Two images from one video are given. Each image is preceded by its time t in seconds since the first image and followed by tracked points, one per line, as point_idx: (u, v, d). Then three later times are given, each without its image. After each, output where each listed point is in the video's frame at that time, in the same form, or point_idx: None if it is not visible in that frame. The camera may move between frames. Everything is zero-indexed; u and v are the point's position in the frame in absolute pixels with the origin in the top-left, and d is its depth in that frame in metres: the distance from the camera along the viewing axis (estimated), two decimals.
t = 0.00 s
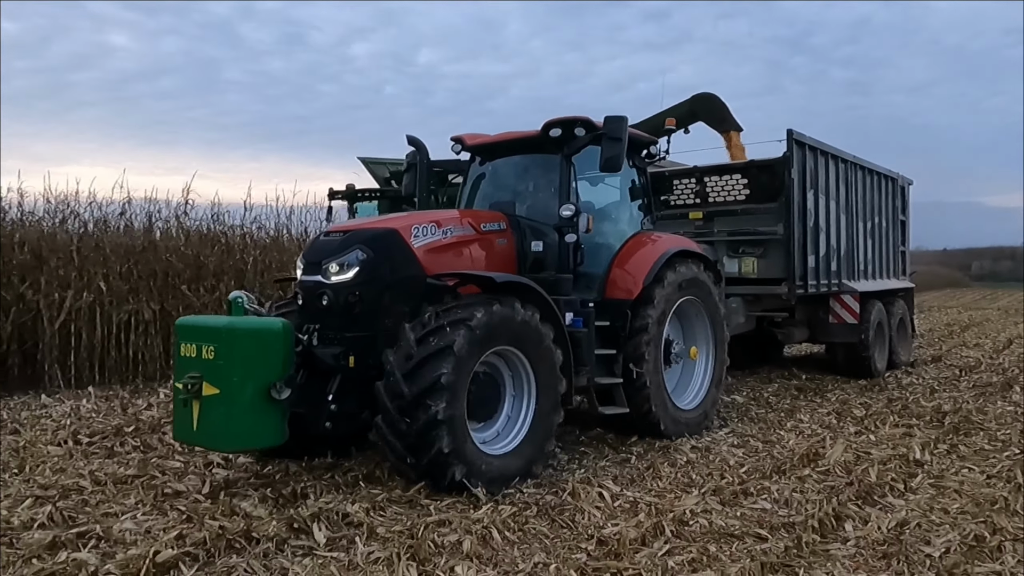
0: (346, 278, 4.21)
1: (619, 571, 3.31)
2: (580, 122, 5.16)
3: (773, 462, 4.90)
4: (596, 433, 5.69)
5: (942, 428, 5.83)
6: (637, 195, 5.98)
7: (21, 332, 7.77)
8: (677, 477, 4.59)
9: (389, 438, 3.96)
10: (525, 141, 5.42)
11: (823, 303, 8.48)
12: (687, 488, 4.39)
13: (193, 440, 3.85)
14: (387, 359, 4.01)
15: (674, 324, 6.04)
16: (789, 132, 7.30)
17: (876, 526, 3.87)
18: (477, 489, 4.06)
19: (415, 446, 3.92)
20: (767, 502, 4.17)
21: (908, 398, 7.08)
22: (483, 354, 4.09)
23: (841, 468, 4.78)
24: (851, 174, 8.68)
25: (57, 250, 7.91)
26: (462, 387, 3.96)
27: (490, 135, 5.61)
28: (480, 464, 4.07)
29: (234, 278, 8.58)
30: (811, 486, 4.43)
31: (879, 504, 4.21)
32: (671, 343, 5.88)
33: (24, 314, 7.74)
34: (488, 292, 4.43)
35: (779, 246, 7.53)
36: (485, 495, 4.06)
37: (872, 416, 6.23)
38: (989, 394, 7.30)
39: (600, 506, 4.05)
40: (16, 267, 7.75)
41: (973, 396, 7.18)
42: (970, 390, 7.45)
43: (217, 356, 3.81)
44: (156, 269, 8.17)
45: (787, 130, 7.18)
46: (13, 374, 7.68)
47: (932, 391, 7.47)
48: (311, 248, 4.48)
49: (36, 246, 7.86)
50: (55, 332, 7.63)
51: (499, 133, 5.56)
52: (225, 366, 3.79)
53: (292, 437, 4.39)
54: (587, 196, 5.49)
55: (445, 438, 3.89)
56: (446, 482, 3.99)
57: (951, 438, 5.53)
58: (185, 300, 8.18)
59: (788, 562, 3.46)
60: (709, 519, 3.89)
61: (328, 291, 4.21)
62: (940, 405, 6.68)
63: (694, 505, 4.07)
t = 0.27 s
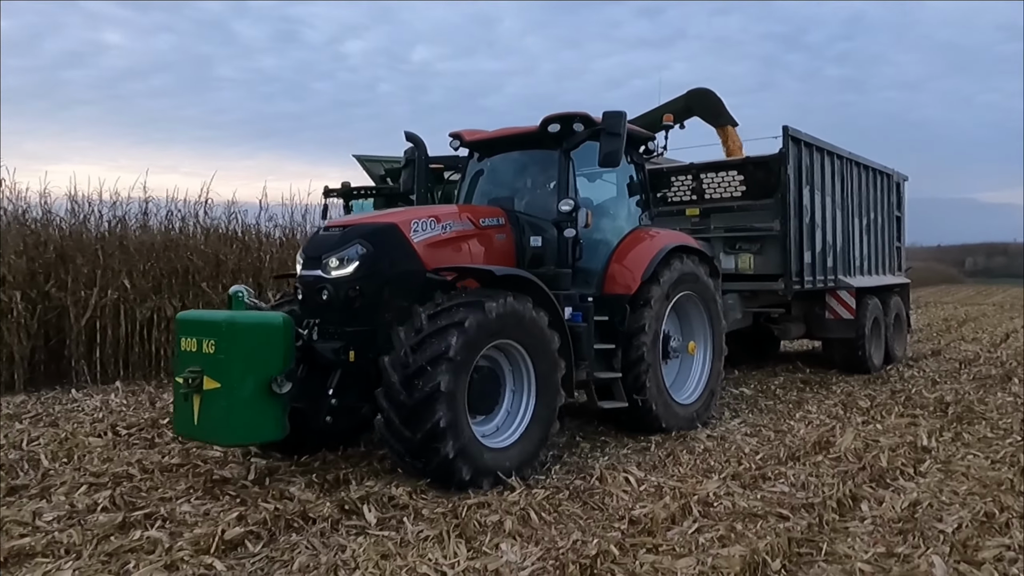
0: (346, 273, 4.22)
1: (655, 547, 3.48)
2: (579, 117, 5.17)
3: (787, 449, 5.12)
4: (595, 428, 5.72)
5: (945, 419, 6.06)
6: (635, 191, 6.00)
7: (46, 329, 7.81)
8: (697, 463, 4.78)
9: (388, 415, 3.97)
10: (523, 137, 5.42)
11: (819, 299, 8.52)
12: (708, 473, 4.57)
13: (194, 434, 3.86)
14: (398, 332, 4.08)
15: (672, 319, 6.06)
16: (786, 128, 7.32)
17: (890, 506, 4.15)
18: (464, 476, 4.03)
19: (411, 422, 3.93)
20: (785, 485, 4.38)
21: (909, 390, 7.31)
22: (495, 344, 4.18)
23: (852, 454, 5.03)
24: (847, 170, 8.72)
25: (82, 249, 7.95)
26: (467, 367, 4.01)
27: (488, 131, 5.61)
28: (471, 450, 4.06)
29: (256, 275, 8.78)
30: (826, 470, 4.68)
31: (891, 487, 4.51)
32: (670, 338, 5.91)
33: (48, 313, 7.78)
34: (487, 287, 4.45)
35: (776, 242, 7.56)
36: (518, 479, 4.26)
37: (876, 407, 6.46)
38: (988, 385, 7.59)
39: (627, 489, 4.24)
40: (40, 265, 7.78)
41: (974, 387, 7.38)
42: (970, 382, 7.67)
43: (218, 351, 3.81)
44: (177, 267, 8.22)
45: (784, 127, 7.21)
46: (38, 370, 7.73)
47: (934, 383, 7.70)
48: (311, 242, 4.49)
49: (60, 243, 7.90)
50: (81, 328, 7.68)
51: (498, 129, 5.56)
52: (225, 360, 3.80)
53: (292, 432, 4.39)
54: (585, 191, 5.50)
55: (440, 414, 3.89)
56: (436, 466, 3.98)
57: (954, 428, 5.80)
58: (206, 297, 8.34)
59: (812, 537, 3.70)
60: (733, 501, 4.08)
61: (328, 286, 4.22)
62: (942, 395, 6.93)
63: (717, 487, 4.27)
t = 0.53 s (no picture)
0: (340, 272, 4.22)
1: (679, 530, 3.71)
2: (570, 114, 5.17)
3: (793, 440, 5.36)
4: (590, 425, 5.74)
5: (943, 411, 6.27)
6: (627, 187, 6.02)
7: (64, 327, 7.84)
8: (710, 454, 5.01)
9: (386, 393, 3.96)
10: (515, 134, 5.42)
11: (810, 296, 8.56)
12: (721, 463, 4.81)
13: (191, 435, 3.88)
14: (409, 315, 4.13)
15: (665, 316, 6.09)
16: (778, 125, 7.35)
17: (897, 492, 4.38)
18: (450, 463, 3.98)
19: (408, 398, 3.92)
20: (795, 474, 4.62)
21: (906, 383, 7.55)
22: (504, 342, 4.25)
23: (856, 444, 5.27)
24: (839, 168, 8.76)
25: (100, 250, 7.98)
26: (472, 351, 4.04)
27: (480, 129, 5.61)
28: (462, 436, 4.03)
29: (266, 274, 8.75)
30: (833, 460, 4.92)
31: (896, 474, 4.73)
32: (663, 334, 5.93)
33: (67, 313, 7.78)
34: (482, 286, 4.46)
35: (769, 239, 7.60)
36: (541, 470, 4.49)
37: (875, 400, 6.66)
38: (982, 377, 7.86)
39: (647, 478, 4.47)
40: (58, 265, 7.78)
41: (968, 381, 7.60)
42: (966, 377, 7.88)
43: (214, 351, 3.84)
44: (191, 265, 8.24)
45: (776, 124, 7.24)
46: (58, 368, 7.75)
47: (929, 377, 7.92)
48: (305, 242, 4.48)
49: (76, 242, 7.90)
50: (101, 326, 7.72)
51: (490, 127, 5.56)
52: (221, 360, 3.83)
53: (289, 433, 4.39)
54: (576, 189, 5.51)
55: (438, 391, 3.89)
56: (424, 449, 3.96)
57: (952, 418, 6.01)
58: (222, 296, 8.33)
59: (825, 519, 3.97)
60: (747, 488, 4.32)
61: (322, 285, 4.21)
62: (939, 389, 7.16)
63: (730, 476, 4.50)
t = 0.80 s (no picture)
0: (339, 262, 4.22)
1: (700, 504, 3.88)
2: (569, 105, 5.18)
3: (800, 423, 5.51)
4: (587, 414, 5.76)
5: (944, 395, 6.41)
6: (625, 179, 6.02)
7: (85, 319, 7.79)
8: (723, 436, 5.18)
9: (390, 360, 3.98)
10: (514, 125, 5.42)
11: (806, 287, 8.59)
12: (733, 445, 4.97)
13: (191, 425, 3.89)
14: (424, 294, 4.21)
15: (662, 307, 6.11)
16: (775, 117, 7.35)
17: (902, 470, 4.54)
18: (441, 433, 3.95)
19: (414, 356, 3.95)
20: (805, 454, 4.79)
21: (906, 370, 7.72)
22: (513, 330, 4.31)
23: (862, 428, 5.40)
24: (836, 159, 8.78)
25: (121, 244, 7.99)
26: (484, 326, 4.12)
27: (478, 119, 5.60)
28: (458, 410, 4.02)
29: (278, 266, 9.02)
30: (840, 441, 5.08)
31: (901, 453, 4.88)
32: (660, 325, 5.95)
33: (88, 305, 7.76)
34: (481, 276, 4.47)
35: (766, 230, 7.62)
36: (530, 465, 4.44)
37: (878, 386, 6.78)
38: (980, 365, 7.97)
39: (664, 458, 4.64)
40: (83, 258, 7.77)
41: (966, 368, 7.73)
42: (964, 364, 7.98)
43: (214, 341, 3.85)
44: (209, 259, 8.48)
45: (774, 115, 7.25)
46: (82, 358, 7.70)
47: (928, 365, 8.06)
48: (303, 233, 4.48)
49: (95, 234, 7.89)
50: (123, 318, 7.74)
51: (488, 117, 5.55)
52: (221, 350, 3.84)
53: (289, 423, 4.40)
54: (575, 179, 5.52)
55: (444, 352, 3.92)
56: (417, 418, 3.94)
57: (952, 403, 6.14)
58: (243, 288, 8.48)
59: (835, 494, 4.15)
60: (761, 467, 4.49)
61: (321, 276, 4.21)
62: (939, 375, 7.28)
63: (743, 456, 4.67)
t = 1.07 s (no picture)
0: (345, 256, 4.22)
1: (726, 487, 4.01)
2: (578, 99, 5.16)
3: (815, 412, 5.63)
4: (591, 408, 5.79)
5: (953, 386, 6.51)
6: (632, 173, 6.01)
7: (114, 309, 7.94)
8: (740, 425, 5.29)
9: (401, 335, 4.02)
10: (521, 119, 5.42)
11: (810, 280, 8.59)
12: (750, 433, 5.10)
13: (198, 418, 3.91)
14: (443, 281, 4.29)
15: (668, 301, 6.12)
16: (779, 110, 7.34)
17: (916, 456, 4.61)
18: (442, 403, 3.92)
19: (428, 323, 4.01)
20: (822, 441, 4.91)
21: (915, 361, 7.81)
22: (524, 334, 4.39)
23: (874, 416, 5.50)
24: (839, 152, 8.76)
25: (148, 237, 8.11)
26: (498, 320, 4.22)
27: (485, 112, 5.60)
28: (462, 388, 4.01)
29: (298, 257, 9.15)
30: (854, 429, 5.21)
31: (914, 440, 4.96)
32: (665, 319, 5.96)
33: (117, 298, 7.92)
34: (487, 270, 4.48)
35: (770, 223, 7.60)
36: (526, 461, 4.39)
37: (887, 376, 6.89)
38: (987, 356, 7.99)
39: (687, 446, 4.78)
40: (110, 250, 7.90)
41: (974, 359, 7.77)
42: (970, 356, 8.01)
43: (220, 334, 3.86)
44: (232, 252, 8.60)
45: (778, 108, 7.24)
46: (111, 349, 7.86)
47: (935, 356, 8.08)
48: (310, 226, 4.48)
49: (119, 228, 8.01)
50: (152, 309, 7.88)
51: (495, 110, 5.55)
52: (226, 343, 3.85)
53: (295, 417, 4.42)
54: (582, 173, 5.52)
55: (456, 322, 3.97)
56: (421, 391, 3.93)
57: (961, 393, 6.22)
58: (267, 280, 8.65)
59: (852, 478, 4.22)
60: (780, 453, 4.61)
61: (328, 270, 4.22)
62: (945, 366, 7.34)
63: (762, 443, 4.80)
